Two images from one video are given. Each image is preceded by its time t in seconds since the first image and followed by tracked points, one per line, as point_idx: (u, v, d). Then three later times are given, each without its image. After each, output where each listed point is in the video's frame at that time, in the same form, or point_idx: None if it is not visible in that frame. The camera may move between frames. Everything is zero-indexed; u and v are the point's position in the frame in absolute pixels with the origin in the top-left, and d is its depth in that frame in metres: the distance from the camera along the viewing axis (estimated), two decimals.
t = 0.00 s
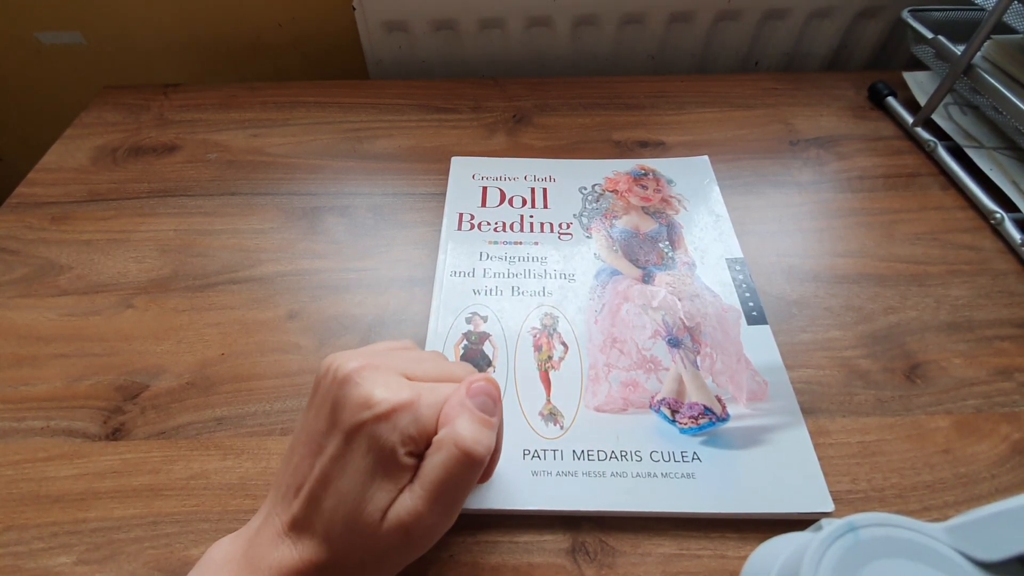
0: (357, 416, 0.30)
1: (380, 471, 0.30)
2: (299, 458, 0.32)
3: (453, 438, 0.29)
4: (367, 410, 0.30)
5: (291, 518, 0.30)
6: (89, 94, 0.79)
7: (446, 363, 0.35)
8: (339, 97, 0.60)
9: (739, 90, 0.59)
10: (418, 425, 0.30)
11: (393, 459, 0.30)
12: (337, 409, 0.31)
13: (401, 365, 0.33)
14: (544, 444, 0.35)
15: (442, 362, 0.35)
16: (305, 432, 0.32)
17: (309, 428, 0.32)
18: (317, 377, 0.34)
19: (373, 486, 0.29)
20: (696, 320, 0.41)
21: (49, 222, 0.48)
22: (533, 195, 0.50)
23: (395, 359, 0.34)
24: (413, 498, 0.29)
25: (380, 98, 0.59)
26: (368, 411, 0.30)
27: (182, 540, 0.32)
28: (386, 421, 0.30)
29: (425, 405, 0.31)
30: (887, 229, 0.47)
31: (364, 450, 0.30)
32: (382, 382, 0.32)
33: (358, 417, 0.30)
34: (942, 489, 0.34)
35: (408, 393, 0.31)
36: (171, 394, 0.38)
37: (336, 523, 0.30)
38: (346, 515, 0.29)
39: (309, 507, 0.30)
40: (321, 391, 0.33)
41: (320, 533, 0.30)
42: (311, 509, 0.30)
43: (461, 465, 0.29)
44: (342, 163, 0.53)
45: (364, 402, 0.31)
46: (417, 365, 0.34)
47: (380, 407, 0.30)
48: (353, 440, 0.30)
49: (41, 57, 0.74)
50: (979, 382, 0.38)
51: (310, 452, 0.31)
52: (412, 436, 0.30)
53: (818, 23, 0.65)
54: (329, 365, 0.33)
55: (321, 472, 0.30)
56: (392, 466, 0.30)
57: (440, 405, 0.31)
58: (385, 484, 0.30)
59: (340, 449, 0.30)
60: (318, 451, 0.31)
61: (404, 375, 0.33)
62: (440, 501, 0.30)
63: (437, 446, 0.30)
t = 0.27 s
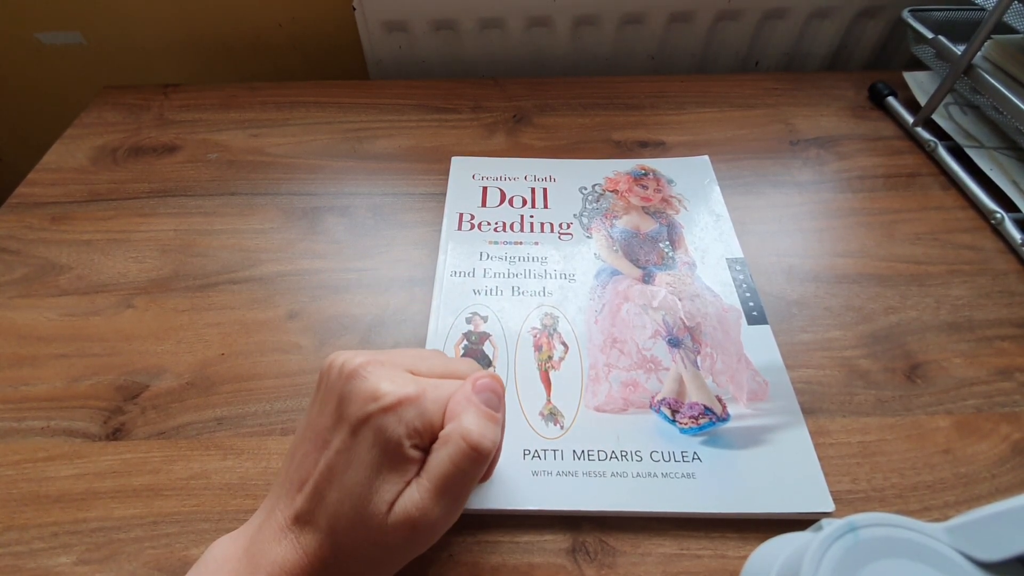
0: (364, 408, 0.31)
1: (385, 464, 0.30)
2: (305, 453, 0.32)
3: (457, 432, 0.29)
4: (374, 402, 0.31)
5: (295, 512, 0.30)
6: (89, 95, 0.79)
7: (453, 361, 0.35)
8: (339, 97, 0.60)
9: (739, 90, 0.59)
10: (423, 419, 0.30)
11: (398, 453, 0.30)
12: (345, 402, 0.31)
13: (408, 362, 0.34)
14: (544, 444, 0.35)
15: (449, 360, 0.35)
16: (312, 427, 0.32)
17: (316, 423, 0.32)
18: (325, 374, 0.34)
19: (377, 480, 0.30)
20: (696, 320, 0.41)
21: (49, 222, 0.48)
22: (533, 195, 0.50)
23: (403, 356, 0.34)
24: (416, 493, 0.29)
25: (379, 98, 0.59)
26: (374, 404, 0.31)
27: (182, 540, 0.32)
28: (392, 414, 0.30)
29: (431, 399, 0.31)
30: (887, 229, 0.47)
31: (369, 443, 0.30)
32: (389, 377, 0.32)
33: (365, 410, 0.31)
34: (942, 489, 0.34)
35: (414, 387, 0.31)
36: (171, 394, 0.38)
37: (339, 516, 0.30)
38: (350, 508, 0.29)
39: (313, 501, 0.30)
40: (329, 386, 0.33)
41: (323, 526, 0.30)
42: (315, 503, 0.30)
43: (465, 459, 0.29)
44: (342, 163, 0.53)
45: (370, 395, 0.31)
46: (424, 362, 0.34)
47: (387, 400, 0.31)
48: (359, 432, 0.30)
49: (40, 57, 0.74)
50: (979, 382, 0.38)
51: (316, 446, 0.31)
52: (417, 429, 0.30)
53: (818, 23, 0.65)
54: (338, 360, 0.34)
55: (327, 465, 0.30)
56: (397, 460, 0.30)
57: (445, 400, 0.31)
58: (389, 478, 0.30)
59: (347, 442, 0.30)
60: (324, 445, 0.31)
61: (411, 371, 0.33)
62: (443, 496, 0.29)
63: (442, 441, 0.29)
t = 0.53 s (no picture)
0: (362, 407, 0.31)
1: (384, 462, 0.30)
2: (304, 451, 0.32)
3: (458, 431, 0.29)
4: (372, 400, 0.31)
5: (294, 511, 0.30)
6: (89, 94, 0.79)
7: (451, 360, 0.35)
8: (339, 97, 0.60)
9: (739, 90, 0.59)
10: (422, 417, 0.30)
11: (397, 451, 0.30)
12: (343, 401, 0.31)
13: (406, 360, 0.34)
14: (544, 444, 0.35)
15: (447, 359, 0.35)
16: (310, 425, 0.32)
17: (314, 421, 0.32)
18: (322, 372, 0.34)
19: (376, 478, 0.29)
20: (696, 320, 0.41)
21: (49, 222, 0.48)
22: (534, 195, 0.50)
23: (401, 354, 0.34)
24: (416, 491, 0.29)
25: (379, 98, 0.59)
26: (372, 402, 0.30)
27: (182, 540, 0.32)
28: (390, 412, 0.30)
29: (430, 397, 0.31)
30: (887, 229, 0.47)
31: (367, 442, 0.30)
32: (387, 375, 0.32)
33: (363, 408, 0.31)
34: (942, 489, 0.34)
35: (412, 385, 0.31)
36: (171, 394, 0.38)
37: (338, 515, 0.29)
38: (349, 506, 0.29)
39: (312, 499, 0.30)
40: (326, 384, 0.33)
41: (322, 525, 0.30)
42: (314, 502, 0.30)
43: (465, 458, 0.29)
44: (342, 163, 0.53)
45: (368, 393, 0.31)
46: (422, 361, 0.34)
47: (384, 398, 0.30)
48: (358, 431, 0.30)
49: (41, 57, 0.74)
50: (979, 382, 0.38)
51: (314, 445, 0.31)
52: (416, 428, 0.30)
53: (818, 23, 0.65)
54: (335, 358, 0.34)
55: (326, 464, 0.30)
56: (396, 458, 0.30)
57: (444, 398, 0.31)
58: (388, 476, 0.30)
59: (345, 440, 0.30)
60: (323, 443, 0.31)
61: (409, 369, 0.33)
62: (443, 494, 0.29)
63: (442, 439, 0.29)
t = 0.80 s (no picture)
0: (362, 412, 0.30)
1: (385, 468, 0.29)
2: (304, 454, 0.32)
3: (462, 438, 0.29)
4: (373, 406, 0.30)
5: (294, 513, 0.30)
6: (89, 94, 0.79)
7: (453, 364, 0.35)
8: (339, 97, 0.60)
9: (739, 90, 0.59)
10: (424, 423, 0.30)
11: (398, 457, 0.29)
12: (343, 405, 0.31)
13: (407, 366, 0.33)
14: (544, 444, 0.35)
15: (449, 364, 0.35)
16: (311, 428, 0.32)
17: (314, 425, 0.32)
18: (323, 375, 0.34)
19: (377, 484, 0.29)
20: (696, 320, 0.41)
21: (49, 222, 0.48)
22: (534, 195, 0.50)
23: (401, 359, 0.34)
24: (419, 497, 0.29)
25: (379, 98, 0.59)
26: (372, 407, 0.30)
27: (182, 540, 0.32)
28: (390, 418, 0.30)
29: (432, 402, 0.30)
30: (887, 229, 0.47)
31: (367, 447, 0.30)
32: (388, 380, 0.32)
33: (363, 413, 0.30)
34: (942, 489, 0.34)
35: (414, 391, 0.31)
36: (171, 394, 0.38)
37: (339, 519, 0.29)
38: (349, 510, 0.29)
39: (312, 501, 0.30)
40: (327, 387, 0.33)
41: (322, 529, 0.29)
42: (314, 505, 0.30)
43: (468, 465, 0.29)
44: (342, 163, 0.53)
45: (369, 399, 0.31)
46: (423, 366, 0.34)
47: (384, 404, 0.30)
48: (357, 436, 0.30)
49: (40, 57, 0.74)
50: (979, 382, 0.38)
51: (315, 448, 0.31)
52: (415, 434, 0.30)
53: (818, 23, 0.65)
54: (335, 362, 0.33)
55: (325, 468, 0.30)
56: (397, 464, 0.29)
57: (446, 403, 0.30)
58: (389, 482, 0.29)
59: (346, 444, 0.30)
60: (322, 447, 0.31)
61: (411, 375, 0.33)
62: (445, 500, 0.29)
63: (445, 446, 0.29)
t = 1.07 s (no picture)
0: (337, 423, 0.30)
1: (364, 477, 0.29)
2: (289, 462, 0.31)
3: (440, 445, 0.28)
4: (347, 417, 0.29)
5: (283, 520, 0.30)
6: (89, 95, 0.79)
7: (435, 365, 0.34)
8: (338, 97, 0.60)
9: (739, 89, 0.59)
10: (400, 431, 0.29)
11: (376, 468, 0.29)
12: (320, 415, 0.30)
13: (386, 370, 0.33)
14: (544, 444, 0.35)
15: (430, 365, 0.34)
16: (294, 436, 0.32)
17: (296, 433, 0.32)
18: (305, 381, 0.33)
19: (360, 494, 0.29)
20: (696, 320, 0.41)
21: (49, 222, 0.48)
22: (534, 195, 0.50)
23: (381, 363, 0.33)
24: (403, 505, 0.29)
25: (379, 98, 0.59)
26: (346, 418, 0.29)
27: (182, 540, 0.32)
28: (365, 429, 0.29)
29: (409, 409, 0.30)
30: (887, 229, 0.47)
31: (345, 458, 0.29)
32: (364, 388, 0.31)
33: (337, 424, 0.30)
34: (942, 489, 0.34)
35: (390, 397, 0.30)
36: (171, 394, 0.38)
37: (324, 528, 0.29)
38: (334, 519, 0.29)
39: (298, 510, 0.30)
40: (307, 394, 0.32)
41: (311, 538, 0.30)
42: (300, 515, 0.30)
43: (448, 473, 0.28)
44: (342, 163, 0.53)
45: (343, 409, 0.30)
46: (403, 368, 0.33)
47: (358, 414, 0.29)
48: (334, 447, 0.29)
49: (40, 57, 0.74)
50: (979, 381, 0.38)
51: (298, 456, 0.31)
52: (392, 443, 0.29)
53: (818, 23, 0.65)
54: (314, 369, 0.33)
55: (307, 478, 0.30)
56: (376, 474, 0.29)
57: (424, 409, 0.30)
58: (371, 491, 0.29)
59: (323, 455, 0.30)
60: (304, 457, 0.30)
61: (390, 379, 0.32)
62: (429, 506, 0.29)
63: (424, 454, 0.29)
